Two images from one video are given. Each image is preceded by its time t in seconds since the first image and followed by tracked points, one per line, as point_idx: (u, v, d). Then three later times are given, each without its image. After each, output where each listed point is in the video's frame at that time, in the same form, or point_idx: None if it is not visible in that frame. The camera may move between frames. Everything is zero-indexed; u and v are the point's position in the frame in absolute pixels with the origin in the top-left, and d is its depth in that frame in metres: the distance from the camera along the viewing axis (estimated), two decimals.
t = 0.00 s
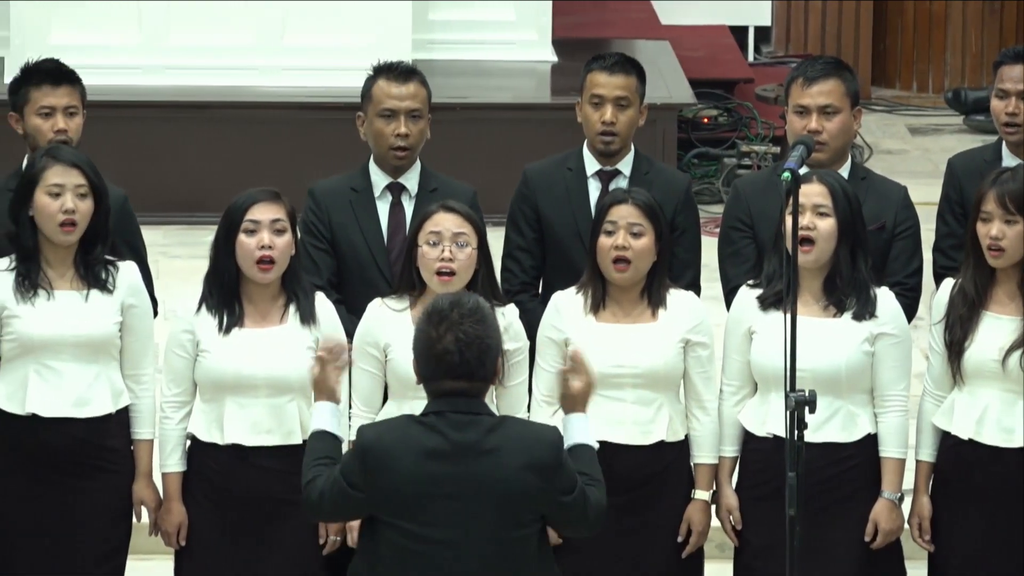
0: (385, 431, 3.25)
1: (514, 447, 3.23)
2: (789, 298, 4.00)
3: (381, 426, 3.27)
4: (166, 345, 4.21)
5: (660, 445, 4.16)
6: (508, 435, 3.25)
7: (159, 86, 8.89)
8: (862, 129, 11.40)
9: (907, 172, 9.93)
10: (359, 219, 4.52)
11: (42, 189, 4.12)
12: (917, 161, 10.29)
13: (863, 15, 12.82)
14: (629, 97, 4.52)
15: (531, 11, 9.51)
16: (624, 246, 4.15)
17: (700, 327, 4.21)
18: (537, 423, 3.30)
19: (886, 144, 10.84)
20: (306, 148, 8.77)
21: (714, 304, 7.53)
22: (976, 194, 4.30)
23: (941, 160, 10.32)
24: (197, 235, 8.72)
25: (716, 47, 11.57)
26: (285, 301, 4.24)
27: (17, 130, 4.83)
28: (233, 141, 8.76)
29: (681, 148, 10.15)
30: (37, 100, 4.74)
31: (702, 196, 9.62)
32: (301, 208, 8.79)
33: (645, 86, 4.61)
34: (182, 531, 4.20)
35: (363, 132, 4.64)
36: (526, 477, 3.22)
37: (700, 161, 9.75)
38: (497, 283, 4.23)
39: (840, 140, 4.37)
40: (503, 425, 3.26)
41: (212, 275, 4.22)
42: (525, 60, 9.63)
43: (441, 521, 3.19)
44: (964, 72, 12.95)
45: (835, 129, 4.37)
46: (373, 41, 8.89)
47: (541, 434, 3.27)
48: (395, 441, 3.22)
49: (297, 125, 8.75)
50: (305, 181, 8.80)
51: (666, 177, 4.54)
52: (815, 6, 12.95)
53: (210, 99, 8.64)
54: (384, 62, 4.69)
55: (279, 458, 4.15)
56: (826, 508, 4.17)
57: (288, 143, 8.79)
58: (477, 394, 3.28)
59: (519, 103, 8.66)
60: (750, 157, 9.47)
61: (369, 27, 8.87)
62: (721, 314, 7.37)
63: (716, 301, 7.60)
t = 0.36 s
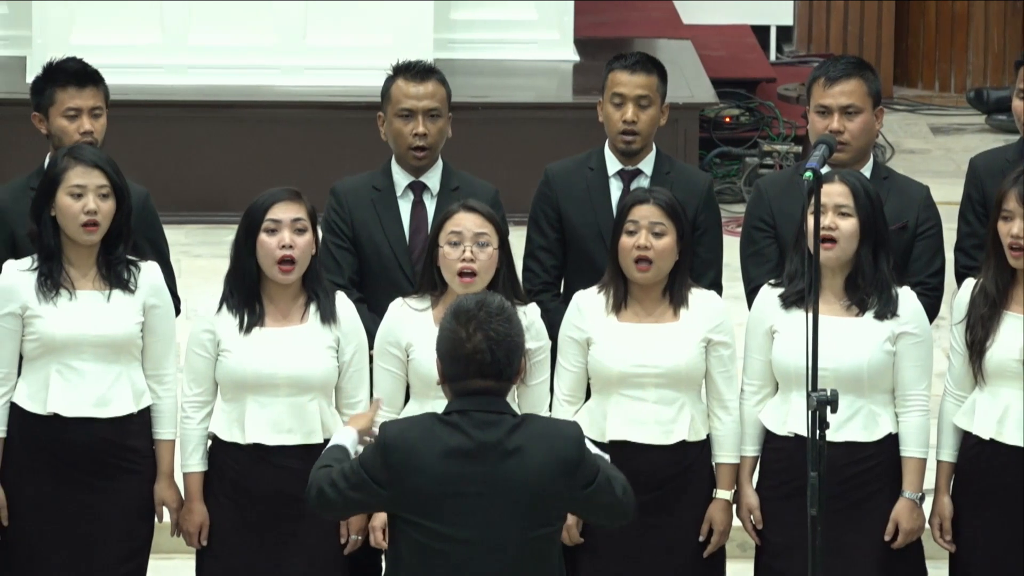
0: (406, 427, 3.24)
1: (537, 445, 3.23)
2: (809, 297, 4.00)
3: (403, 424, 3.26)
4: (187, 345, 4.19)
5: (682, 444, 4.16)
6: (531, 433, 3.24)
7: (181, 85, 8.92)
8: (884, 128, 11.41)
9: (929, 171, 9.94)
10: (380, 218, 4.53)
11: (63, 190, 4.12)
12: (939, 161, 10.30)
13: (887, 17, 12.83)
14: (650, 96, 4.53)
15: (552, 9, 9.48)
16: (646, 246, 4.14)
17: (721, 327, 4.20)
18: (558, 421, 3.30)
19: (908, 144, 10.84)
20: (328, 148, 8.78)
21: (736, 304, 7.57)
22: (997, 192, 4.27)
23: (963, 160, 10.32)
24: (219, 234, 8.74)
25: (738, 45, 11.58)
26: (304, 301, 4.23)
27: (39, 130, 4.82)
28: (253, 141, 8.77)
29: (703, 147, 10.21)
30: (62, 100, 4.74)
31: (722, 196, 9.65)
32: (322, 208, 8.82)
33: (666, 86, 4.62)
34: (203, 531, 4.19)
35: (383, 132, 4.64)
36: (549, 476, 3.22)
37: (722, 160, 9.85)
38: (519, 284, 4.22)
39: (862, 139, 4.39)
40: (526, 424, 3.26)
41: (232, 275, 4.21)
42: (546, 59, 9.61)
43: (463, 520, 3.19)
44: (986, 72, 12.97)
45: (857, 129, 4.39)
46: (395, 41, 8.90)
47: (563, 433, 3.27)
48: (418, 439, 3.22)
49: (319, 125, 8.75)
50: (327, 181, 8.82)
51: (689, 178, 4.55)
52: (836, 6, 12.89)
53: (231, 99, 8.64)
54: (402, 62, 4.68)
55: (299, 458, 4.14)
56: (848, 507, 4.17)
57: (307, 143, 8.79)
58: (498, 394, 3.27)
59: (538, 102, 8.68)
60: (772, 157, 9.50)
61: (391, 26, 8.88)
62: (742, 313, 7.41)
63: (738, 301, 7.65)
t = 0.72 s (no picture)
0: (421, 433, 3.24)
1: (556, 445, 3.24)
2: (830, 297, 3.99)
3: (421, 428, 3.25)
4: (206, 346, 4.18)
5: (702, 444, 4.16)
6: (550, 434, 3.25)
7: (201, 85, 8.94)
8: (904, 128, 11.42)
9: (949, 171, 9.94)
10: (401, 217, 4.55)
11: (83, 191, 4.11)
12: (959, 160, 10.30)
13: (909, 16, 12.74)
14: (671, 95, 4.55)
15: (571, 8, 9.49)
16: (666, 246, 4.14)
17: (742, 326, 4.19)
18: (576, 421, 3.30)
19: (929, 144, 10.84)
20: (348, 147, 8.79)
21: (754, 303, 7.60)
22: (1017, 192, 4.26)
23: (983, 160, 10.32)
24: (238, 234, 8.76)
25: (758, 45, 11.59)
26: (324, 300, 4.22)
27: (60, 129, 4.82)
28: (272, 141, 8.78)
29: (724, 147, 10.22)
30: (84, 100, 4.74)
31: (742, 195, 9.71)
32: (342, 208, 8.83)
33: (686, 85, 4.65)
34: (223, 531, 4.19)
35: (402, 131, 4.66)
36: (568, 476, 3.22)
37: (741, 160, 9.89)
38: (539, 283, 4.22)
39: (882, 139, 4.44)
40: (544, 424, 3.27)
41: (253, 275, 4.20)
42: (566, 58, 9.60)
43: (485, 522, 3.19)
44: (1007, 73, 12.90)
45: (877, 129, 4.43)
46: (415, 41, 8.92)
47: (581, 433, 3.28)
48: (438, 443, 3.21)
49: (340, 125, 8.76)
50: (346, 181, 8.84)
51: (710, 177, 4.57)
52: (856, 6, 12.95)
53: (250, 99, 8.65)
54: (422, 61, 4.68)
55: (319, 458, 4.14)
56: (867, 508, 4.17)
57: (326, 143, 8.80)
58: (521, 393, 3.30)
59: (557, 102, 8.69)
60: (792, 157, 9.57)
61: (412, 26, 8.89)
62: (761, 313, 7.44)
63: (757, 300, 7.67)
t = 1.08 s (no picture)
0: (440, 434, 3.24)
1: (574, 444, 3.24)
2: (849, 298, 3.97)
3: (439, 430, 3.25)
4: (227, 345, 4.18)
5: (721, 444, 4.16)
6: (568, 432, 3.25)
7: (221, 85, 8.96)
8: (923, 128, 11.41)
9: (969, 171, 9.94)
10: (421, 218, 4.56)
11: (103, 190, 4.12)
12: (979, 160, 10.29)
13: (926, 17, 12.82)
14: (691, 95, 4.57)
15: (590, 8, 9.49)
16: (686, 246, 4.14)
17: (762, 326, 4.19)
18: (594, 420, 3.30)
19: (948, 144, 10.83)
20: (367, 147, 8.80)
21: (774, 303, 7.63)
22: None
23: (1003, 160, 10.31)
24: (257, 234, 8.76)
25: (777, 45, 11.59)
26: (344, 300, 4.22)
27: (79, 129, 4.83)
28: (290, 141, 8.79)
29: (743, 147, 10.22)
30: (103, 100, 4.75)
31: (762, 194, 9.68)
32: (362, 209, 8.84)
33: (706, 85, 4.66)
34: (242, 530, 4.19)
35: (422, 131, 4.66)
36: (587, 475, 3.22)
37: (761, 161, 9.88)
38: (557, 283, 4.22)
39: (901, 140, 4.45)
40: (563, 423, 3.26)
41: (272, 274, 4.20)
42: (586, 58, 9.60)
43: (505, 522, 3.19)
44: None
45: (896, 129, 4.45)
46: (435, 41, 8.93)
47: (599, 431, 3.27)
48: (456, 443, 3.21)
49: (360, 124, 8.77)
50: (366, 181, 8.84)
51: (728, 177, 4.57)
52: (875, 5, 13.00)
53: (269, 98, 8.67)
54: (441, 62, 4.70)
55: (339, 457, 4.14)
56: (886, 508, 4.16)
57: (344, 144, 8.80)
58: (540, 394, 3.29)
59: (577, 101, 8.70)
60: (812, 157, 9.56)
61: (431, 25, 8.90)
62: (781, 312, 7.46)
63: (777, 300, 7.69)
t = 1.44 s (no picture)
0: (460, 434, 3.24)
1: (595, 443, 3.24)
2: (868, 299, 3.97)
3: (459, 429, 3.25)
4: (246, 344, 4.18)
5: (741, 444, 4.16)
6: (588, 432, 3.25)
7: (239, 84, 8.95)
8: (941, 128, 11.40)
9: (988, 170, 9.95)
10: (440, 218, 4.57)
11: (122, 190, 4.12)
12: (998, 160, 10.30)
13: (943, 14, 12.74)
14: (709, 95, 4.56)
15: (607, 7, 9.50)
16: (705, 246, 4.14)
17: (781, 326, 4.19)
18: (614, 420, 3.31)
19: (967, 143, 10.82)
20: (385, 146, 8.81)
21: (793, 304, 7.64)
22: None
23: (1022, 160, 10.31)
24: (274, 233, 8.77)
25: (795, 44, 11.60)
26: (363, 299, 4.22)
27: (97, 129, 4.83)
28: (306, 141, 8.79)
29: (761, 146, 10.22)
30: (122, 100, 4.75)
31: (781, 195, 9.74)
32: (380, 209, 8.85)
33: (724, 85, 4.65)
34: (260, 530, 4.20)
35: (441, 131, 4.66)
36: (607, 474, 3.22)
37: (779, 160, 9.86)
38: (576, 282, 4.22)
39: (919, 140, 4.45)
40: (582, 422, 3.27)
41: (291, 274, 4.20)
42: (604, 57, 9.60)
43: (525, 522, 3.19)
44: None
45: (915, 129, 4.45)
46: (454, 41, 8.93)
47: (618, 430, 3.28)
48: (476, 444, 3.21)
49: (378, 124, 8.78)
50: (384, 181, 8.84)
51: (746, 177, 4.58)
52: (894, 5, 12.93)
53: (287, 98, 8.67)
54: (459, 61, 4.70)
55: (357, 456, 4.15)
56: (904, 509, 4.17)
57: (362, 143, 8.81)
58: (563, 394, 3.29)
59: (595, 101, 8.70)
60: (830, 156, 9.56)
61: (449, 25, 8.91)
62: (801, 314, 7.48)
63: (795, 301, 7.71)
